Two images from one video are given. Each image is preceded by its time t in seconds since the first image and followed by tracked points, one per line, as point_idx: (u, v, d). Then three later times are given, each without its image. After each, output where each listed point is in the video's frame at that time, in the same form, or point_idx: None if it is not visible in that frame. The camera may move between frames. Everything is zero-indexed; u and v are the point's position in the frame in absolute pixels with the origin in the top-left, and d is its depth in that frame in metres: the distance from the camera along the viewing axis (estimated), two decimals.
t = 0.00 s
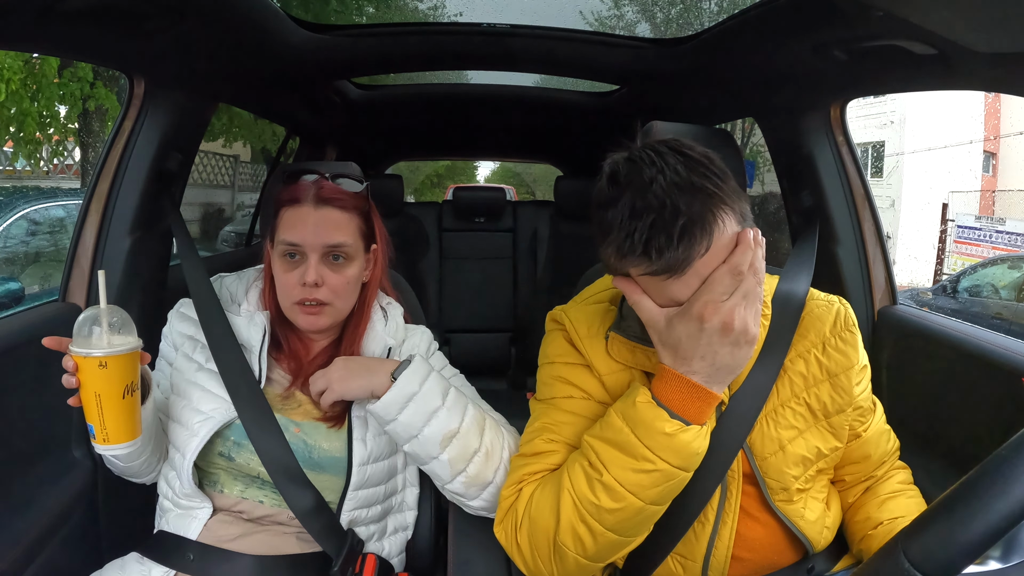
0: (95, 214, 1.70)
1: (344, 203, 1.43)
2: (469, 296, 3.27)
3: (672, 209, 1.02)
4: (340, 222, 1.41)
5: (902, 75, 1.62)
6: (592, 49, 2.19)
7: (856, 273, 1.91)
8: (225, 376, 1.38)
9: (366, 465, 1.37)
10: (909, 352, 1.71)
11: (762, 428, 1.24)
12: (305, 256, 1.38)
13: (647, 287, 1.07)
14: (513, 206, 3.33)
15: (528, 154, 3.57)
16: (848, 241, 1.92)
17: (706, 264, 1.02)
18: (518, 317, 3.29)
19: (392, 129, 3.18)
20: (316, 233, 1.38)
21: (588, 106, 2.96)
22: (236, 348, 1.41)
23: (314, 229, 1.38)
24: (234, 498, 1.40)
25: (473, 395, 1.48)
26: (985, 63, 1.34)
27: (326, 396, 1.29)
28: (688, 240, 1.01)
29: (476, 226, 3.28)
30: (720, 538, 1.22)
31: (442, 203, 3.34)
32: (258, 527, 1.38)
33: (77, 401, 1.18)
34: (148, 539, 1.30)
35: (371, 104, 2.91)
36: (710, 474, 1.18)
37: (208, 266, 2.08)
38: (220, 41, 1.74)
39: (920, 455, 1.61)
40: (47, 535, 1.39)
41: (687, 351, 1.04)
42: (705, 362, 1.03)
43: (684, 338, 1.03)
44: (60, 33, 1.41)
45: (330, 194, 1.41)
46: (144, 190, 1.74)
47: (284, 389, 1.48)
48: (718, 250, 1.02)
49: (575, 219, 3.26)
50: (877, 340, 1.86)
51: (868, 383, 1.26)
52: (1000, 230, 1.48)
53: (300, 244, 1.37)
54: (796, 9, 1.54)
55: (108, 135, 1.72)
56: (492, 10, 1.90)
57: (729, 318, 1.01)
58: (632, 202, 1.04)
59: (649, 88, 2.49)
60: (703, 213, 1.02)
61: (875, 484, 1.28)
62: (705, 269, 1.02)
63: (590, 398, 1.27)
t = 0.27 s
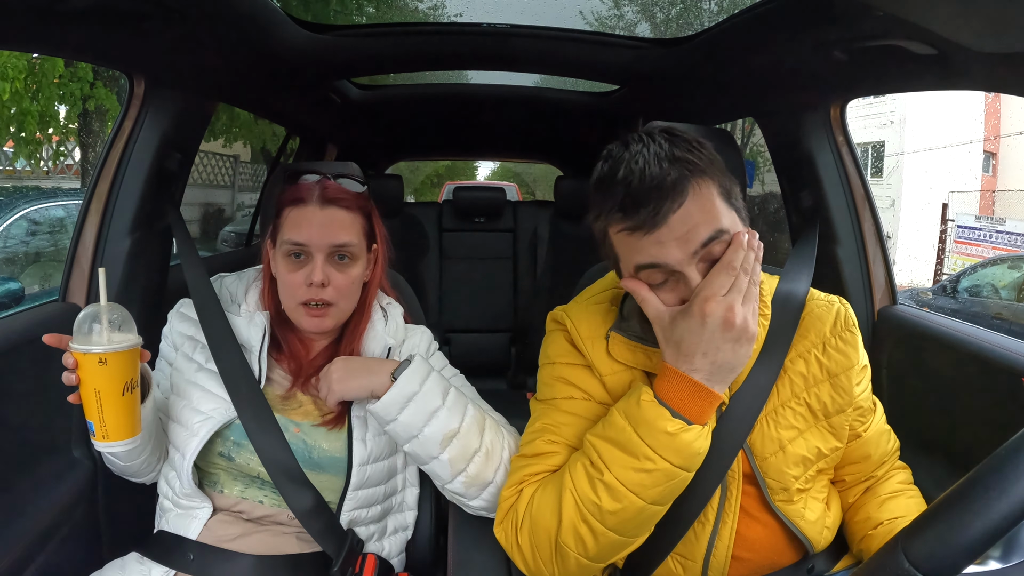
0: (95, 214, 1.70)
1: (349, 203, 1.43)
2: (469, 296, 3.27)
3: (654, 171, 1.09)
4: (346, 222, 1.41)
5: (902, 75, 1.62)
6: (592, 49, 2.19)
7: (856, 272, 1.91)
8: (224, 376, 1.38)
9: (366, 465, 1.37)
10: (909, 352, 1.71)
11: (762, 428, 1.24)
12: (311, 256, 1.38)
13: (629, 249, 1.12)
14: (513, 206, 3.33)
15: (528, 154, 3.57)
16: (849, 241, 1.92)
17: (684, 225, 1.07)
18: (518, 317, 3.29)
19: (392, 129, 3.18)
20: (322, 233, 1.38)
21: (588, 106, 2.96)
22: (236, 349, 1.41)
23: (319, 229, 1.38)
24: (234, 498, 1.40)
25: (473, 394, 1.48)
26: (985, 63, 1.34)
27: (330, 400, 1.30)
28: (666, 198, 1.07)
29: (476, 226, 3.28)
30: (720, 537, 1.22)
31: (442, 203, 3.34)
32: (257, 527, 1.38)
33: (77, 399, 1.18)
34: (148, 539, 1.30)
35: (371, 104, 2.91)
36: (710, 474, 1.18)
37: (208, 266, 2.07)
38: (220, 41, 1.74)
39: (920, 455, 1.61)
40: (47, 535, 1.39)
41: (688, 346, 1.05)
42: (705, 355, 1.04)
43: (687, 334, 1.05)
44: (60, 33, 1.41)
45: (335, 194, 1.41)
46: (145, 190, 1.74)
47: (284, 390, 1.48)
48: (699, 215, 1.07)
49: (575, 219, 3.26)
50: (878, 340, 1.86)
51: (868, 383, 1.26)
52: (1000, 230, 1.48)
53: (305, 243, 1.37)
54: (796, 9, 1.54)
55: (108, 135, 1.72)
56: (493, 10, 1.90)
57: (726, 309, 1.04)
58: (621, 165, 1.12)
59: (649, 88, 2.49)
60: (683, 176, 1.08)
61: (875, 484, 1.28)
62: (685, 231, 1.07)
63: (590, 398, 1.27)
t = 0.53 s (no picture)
0: (95, 214, 1.70)
1: (357, 204, 1.43)
2: (469, 296, 3.27)
3: (633, 143, 1.23)
4: (354, 223, 1.41)
5: (901, 75, 1.62)
6: (592, 49, 2.19)
7: (856, 273, 1.91)
8: (224, 376, 1.38)
9: (366, 465, 1.37)
10: (909, 352, 1.71)
11: (762, 427, 1.24)
12: (321, 257, 1.38)
13: (612, 212, 1.24)
14: (513, 206, 3.33)
15: (529, 154, 3.57)
16: (848, 241, 1.92)
17: (658, 184, 1.19)
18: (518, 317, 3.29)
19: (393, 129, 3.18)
20: (333, 233, 1.38)
21: (588, 106, 2.96)
22: (236, 349, 1.41)
23: (330, 230, 1.38)
24: (234, 498, 1.40)
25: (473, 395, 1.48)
26: (985, 63, 1.34)
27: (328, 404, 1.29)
28: (642, 162, 1.21)
29: (477, 226, 3.28)
30: (720, 537, 1.22)
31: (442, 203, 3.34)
32: (257, 527, 1.37)
33: (77, 399, 1.18)
34: (148, 539, 1.30)
35: (371, 104, 2.91)
36: (710, 474, 1.18)
37: (208, 266, 2.08)
38: (220, 41, 1.74)
39: (920, 455, 1.61)
40: (48, 535, 1.39)
41: (688, 343, 1.07)
42: (708, 353, 1.06)
43: (689, 330, 1.08)
44: (60, 33, 1.41)
45: (345, 194, 1.41)
46: (145, 190, 1.74)
47: (284, 390, 1.48)
48: (674, 175, 1.19)
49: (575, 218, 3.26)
50: (877, 340, 1.86)
51: (868, 383, 1.26)
52: (1000, 230, 1.48)
53: (315, 244, 1.37)
54: (796, 9, 1.54)
55: (108, 135, 1.72)
56: (493, 10, 1.90)
57: (722, 304, 1.07)
58: (606, 145, 1.28)
59: (649, 88, 2.49)
60: (660, 145, 1.22)
61: (874, 484, 1.28)
62: (660, 188, 1.18)
63: (590, 399, 1.27)
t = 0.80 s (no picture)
0: (96, 214, 1.70)
1: (357, 204, 1.43)
2: (469, 296, 3.27)
3: (631, 135, 1.25)
4: (355, 223, 1.41)
5: (901, 76, 1.62)
6: (592, 49, 2.19)
7: (856, 273, 1.91)
8: (224, 376, 1.38)
9: (366, 465, 1.37)
10: (909, 352, 1.71)
11: (762, 427, 1.24)
12: (322, 257, 1.38)
13: (611, 203, 1.25)
14: (513, 206, 3.33)
15: (529, 154, 3.57)
16: (848, 241, 1.92)
17: (655, 174, 1.19)
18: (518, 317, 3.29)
19: (393, 129, 3.18)
20: (333, 232, 1.38)
21: (588, 106, 2.96)
22: (236, 349, 1.41)
23: (330, 229, 1.38)
24: (234, 498, 1.40)
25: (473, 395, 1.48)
26: (985, 63, 1.34)
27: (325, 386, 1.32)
28: (639, 154, 1.21)
29: (477, 226, 3.28)
30: (720, 537, 1.22)
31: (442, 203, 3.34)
32: (257, 527, 1.38)
33: (77, 397, 1.18)
34: (148, 539, 1.30)
35: (371, 104, 2.91)
36: (710, 474, 1.18)
37: (208, 266, 2.07)
38: (220, 41, 1.74)
39: (920, 455, 1.61)
40: (48, 535, 1.39)
41: (682, 338, 1.09)
42: (702, 350, 1.07)
43: (682, 327, 1.10)
44: (60, 33, 1.41)
45: (345, 194, 1.41)
46: (145, 190, 1.74)
47: (284, 390, 1.48)
48: (671, 165, 1.19)
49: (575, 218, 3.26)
50: (877, 340, 1.86)
51: (868, 383, 1.26)
52: (1000, 230, 1.48)
53: (316, 244, 1.37)
54: (796, 9, 1.54)
55: (108, 135, 1.72)
56: (493, 10, 1.90)
57: (715, 299, 1.09)
58: (604, 139, 1.29)
59: (649, 88, 2.49)
60: (657, 137, 1.23)
61: (874, 484, 1.28)
62: (657, 178, 1.19)
63: (590, 399, 1.27)
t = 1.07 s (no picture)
0: (95, 214, 1.70)
1: (356, 203, 1.43)
2: (469, 296, 3.27)
3: (634, 137, 1.24)
4: (354, 224, 1.41)
5: (901, 75, 1.62)
6: (592, 49, 2.19)
7: (856, 272, 1.91)
8: (224, 376, 1.38)
9: (366, 465, 1.37)
10: (909, 352, 1.71)
11: (763, 427, 1.24)
12: (322, 257, 1.38)
13: (613, 204, 1.25)
14: (513, 206, 3.33)
15: (528, 154, 3.57)
16: (848, 241, 1.92)
17: (658, 175, 1.19)
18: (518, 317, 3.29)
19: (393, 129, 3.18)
20: (333, 233, 1.38)
21: (588, 106, 2.96)
22: (236, 349, 1.41)
23: (329, 230, 1.38)
24: (234, 498, 1.40)
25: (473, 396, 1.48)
26: (985, 63, 1.34)
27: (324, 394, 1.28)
28: (642, 155, 1.21)
29: (477, 226, 3.28)
30: (720, 537, 1.22)
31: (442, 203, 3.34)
32: (257, 527, 1.37)
33: (77, 398, 1.18)
34: (148, 539, 1.30)
35: (371, 104, 2.91)
36: (710, 474, 1.18)
37: (208, 266, 2.07)
38: (220, 41, 1.74)
39: (920, 455, 1.61)
40: (48, 535, 1.39)
41: (681, 338, 1.09)
42: (700, 350, 1.07)
43: (680, 327, 1.10)
44: (59, 33, 1.40)
45: (344, 194, 1.41)
46: (145, 190, 1.74)
47: (284, 390, 1.48)
48: (674, 167, 1.19)
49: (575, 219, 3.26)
50: (878, 340, 1.86)
51: (868, 383, 1.26)
52: (1000, 230, 1.48)
53: (316, 245, 1.37)
54: (796, 9, 1.54)
55: (108, 135, 1.72)
56: (493, 10, 1.90)
57: (713, 299, 1.09)
58: (607, 139, 1.29)
59: (649, 88, 2.48)
60: (660, 138, 1.23)
61: (875, 483, 1.28)
62: (659, 180, 1.19)
63: (590, 399, 1.27)
